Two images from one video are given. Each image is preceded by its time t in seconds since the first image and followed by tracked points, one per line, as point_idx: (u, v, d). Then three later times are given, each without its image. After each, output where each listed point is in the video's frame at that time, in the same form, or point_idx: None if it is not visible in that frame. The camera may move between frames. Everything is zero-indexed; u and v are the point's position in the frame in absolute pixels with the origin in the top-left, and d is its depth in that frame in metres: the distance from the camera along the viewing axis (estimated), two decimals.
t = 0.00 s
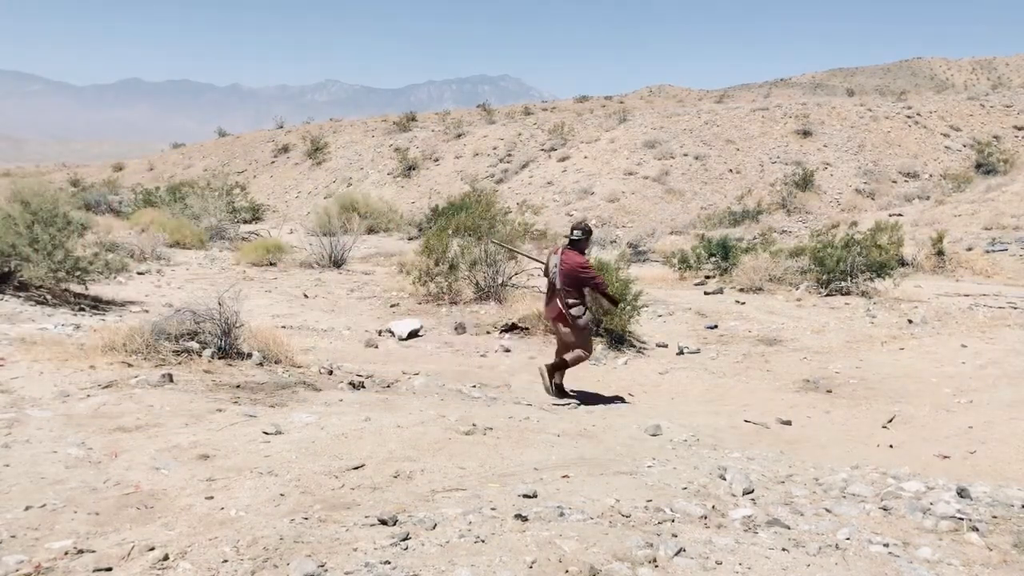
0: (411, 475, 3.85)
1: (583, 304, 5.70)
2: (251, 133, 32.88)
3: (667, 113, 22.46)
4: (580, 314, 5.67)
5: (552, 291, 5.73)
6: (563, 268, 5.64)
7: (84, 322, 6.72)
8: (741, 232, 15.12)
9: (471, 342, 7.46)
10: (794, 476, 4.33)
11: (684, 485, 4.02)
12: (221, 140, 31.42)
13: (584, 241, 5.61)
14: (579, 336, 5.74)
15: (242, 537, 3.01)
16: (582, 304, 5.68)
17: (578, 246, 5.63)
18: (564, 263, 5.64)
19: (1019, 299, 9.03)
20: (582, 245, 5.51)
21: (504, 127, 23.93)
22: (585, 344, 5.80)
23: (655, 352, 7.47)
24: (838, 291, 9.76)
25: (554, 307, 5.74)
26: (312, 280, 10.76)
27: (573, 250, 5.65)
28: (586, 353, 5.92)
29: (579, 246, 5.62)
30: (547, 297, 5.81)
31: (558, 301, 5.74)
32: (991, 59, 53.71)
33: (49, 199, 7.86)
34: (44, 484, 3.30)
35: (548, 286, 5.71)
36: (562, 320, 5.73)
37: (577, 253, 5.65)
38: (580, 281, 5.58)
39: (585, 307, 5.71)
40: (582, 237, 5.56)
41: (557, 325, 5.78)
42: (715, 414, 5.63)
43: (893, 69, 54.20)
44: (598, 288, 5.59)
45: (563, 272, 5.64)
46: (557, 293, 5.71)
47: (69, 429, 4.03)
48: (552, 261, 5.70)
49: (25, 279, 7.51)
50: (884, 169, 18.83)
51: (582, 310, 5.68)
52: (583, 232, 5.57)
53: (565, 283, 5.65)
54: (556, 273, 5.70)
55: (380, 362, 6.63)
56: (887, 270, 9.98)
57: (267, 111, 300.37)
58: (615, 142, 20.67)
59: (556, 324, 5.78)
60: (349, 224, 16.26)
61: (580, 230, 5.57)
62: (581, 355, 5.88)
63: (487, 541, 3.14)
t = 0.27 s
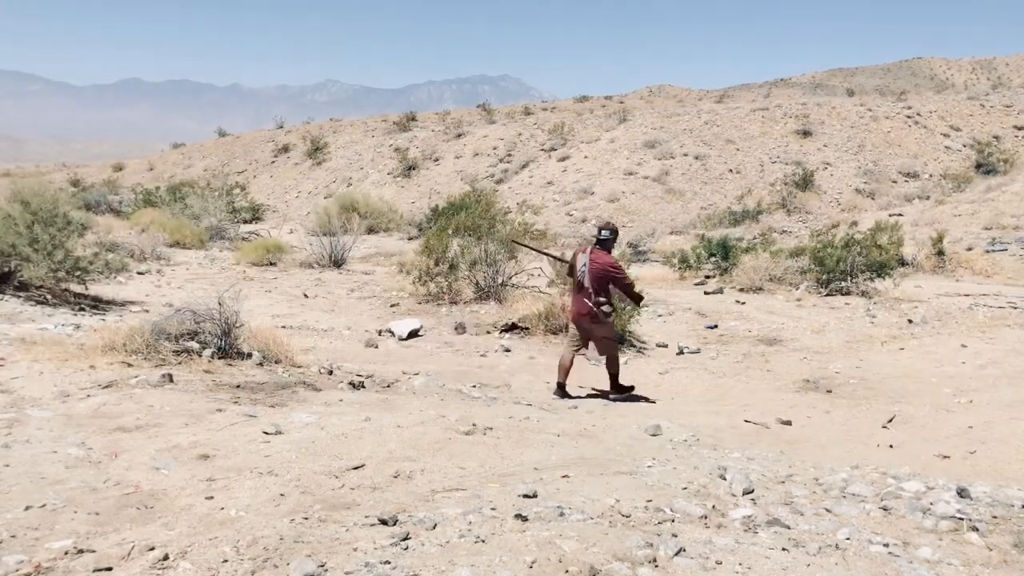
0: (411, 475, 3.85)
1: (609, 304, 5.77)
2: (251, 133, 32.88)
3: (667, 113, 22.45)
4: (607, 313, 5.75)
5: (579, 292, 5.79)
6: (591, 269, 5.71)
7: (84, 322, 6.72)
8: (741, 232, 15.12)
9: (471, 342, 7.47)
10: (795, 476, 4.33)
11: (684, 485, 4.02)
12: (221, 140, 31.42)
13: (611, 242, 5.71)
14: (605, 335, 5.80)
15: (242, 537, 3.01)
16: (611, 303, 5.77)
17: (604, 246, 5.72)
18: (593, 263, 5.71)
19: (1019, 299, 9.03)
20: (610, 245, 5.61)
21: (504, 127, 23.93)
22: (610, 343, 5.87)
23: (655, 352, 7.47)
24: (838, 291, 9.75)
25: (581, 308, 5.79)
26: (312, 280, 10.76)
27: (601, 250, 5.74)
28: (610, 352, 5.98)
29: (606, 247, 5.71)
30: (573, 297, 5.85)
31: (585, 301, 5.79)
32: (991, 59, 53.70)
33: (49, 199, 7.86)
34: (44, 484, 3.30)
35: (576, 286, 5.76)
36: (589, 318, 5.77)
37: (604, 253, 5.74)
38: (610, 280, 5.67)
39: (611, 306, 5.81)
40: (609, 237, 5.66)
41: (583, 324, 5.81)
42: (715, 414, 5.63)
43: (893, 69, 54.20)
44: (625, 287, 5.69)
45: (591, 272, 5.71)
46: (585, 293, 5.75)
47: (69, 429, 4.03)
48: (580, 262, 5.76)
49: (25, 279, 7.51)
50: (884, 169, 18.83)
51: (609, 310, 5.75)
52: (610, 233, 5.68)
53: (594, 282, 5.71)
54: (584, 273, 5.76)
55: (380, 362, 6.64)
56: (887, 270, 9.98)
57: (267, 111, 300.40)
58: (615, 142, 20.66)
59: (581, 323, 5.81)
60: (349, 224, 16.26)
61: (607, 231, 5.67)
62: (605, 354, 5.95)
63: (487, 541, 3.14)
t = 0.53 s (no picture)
0: (411, 475, 3.85)
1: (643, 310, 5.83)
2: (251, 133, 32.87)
3: (667, 113, 22.45)
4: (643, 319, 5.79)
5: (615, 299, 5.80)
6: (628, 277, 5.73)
7: (84, 322, 6.72)
8: (742, 232, 15.12)
9: (471, 342, 7.46)
10: (795, 476, 4.32)
11: (684, 485, 4.02)
12: (221, 140, 31.40)
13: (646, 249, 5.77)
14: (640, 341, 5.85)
15: (242, 537, 3.01)
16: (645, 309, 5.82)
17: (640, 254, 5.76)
18: (630, 270, 5.73)
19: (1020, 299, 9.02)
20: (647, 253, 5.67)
21: (504, 127, 23.92)
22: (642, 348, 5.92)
23: (655, 352, 7.47)
24: (838, 291, 9.75)
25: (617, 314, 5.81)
26: (312, 280, 10.76)
27: (636, 258, 5.78)
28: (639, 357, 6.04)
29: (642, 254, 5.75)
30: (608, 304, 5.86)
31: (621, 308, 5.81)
32: (991, 59, 53.69)
33: (49, 199, 7.85)
34: (44, 483, 3.30)
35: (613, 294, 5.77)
36: (628, 325, 5.81)
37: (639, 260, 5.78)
38: (649, 287, 5.71)
39: (646, 312, 5.87)
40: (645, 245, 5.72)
41: (621, 331, 5.83)
42: (715, 414, 5.63)
43: (893, 69, 54.19)
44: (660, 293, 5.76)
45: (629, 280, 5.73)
46: (623, 301, 5.77)
47: (70, 429, 4.02)
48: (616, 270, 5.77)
49: (25, 279, 7.51)
50: (884, 169, 18.82)
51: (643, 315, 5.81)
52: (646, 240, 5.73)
53: (632, 289, 5.73)
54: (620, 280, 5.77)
55: (380, 362, 6.63)
56: (887, 271, 9.97)
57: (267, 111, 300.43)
58: (615, 142, 20.66)
59: (619, 330, 5.83)
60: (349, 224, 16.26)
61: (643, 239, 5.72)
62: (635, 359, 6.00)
63: (487, 541, 3.14)
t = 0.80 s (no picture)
0: (411, 475, 3.85)
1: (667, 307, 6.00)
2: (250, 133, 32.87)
3: (667, 113, 22.45)
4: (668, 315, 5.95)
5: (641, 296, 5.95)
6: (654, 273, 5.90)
7: (84, 322, 6.72)
8: (742, 232, 15.12)
9: (471, 342, 7.47)
10: (795, 476, 4.32)
11: (684, 485, 4.02)
12: (221, 140, 31.40)
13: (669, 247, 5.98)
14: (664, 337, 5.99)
15: (242, 537, 3.01)
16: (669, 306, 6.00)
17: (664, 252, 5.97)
18: (657, 267, 5.91)
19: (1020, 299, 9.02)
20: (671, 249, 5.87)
21: (504, 127, 23.92)
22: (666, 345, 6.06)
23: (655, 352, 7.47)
24: (838, 291, 9.75)
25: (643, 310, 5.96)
26: (312, 280, 10.76)
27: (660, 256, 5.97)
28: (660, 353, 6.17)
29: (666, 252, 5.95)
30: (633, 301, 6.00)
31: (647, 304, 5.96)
32: (991, 59, 53.71)
33: (49, 199, 7.86)
34: (44, 484, 3.30)
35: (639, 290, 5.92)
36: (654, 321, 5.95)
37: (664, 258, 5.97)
38: (674, 283, 5.91)
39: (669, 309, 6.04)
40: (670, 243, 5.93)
41: (645, 327, 5.98)
42: (715, 414, 5.63)
43: (893, 69, 54.20)
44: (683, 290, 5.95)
45: (655, 276, 5.91)
46: (648, 297, 5.93)
47: (70, 429, 4.03)
48: (642, 267, 5.94)
49: (25, 279, 7.51)
50: (884, 169, 18.83)
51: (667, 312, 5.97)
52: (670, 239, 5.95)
53: (659, 286, 5.92)
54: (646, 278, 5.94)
55: (380, 362, 6.64)
56: (887, 270, 9.98)
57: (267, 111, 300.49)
58: (615, 142, 20.66)
59: (644, 325, 5.98)
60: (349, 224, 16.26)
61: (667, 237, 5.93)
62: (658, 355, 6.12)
63: (487, 541, 3.14)
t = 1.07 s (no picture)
0: (411, 475, 3.85)
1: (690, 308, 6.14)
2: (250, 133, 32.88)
3: (667, 113, 22.46)
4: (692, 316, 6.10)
5: (665, 300, 6.09)
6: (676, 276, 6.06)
7: (84, 322, 6.73)
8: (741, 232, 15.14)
9: (471, 342, 7.47)
10: (795, 476, 4.32)
11: (684, 485, 4.02)
12: (221, 140, 31.41)
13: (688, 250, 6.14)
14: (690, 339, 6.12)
15: (241, 537, 3.01)
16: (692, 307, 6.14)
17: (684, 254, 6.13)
18: (679, 270, 6.07)
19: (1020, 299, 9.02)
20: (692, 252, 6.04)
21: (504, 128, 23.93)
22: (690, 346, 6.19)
23: (655, 353, 7.48)
24: (838, 291, 9.76)
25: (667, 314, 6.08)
26: (312, 280, 10.77)
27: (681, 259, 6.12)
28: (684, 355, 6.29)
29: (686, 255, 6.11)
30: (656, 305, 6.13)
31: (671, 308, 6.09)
32: (991, 59, 53.74)
33: (49, 199, 7.86)
34: (44, 484, 3.30)
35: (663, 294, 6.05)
36: (679, 324, 6.07)
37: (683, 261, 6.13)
38: (696, 284, 6.06)
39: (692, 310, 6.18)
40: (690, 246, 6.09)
41: (670, 330, 6.10)
42: (715, 414, 5.63)
43: (894, 69, 54.21)
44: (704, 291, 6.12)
45: (677, 279, 6.06)
46: (672, 300, 6.07)
47: (70, 429, 4.03)
48: (664, 271, 6.08)
49: (25, 279, 7.52)
50: (884, 169, 18.83)
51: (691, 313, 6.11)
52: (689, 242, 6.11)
53: (682, 289, 6.06)
54: (669, 281, 6.08)
55: (380, 362, 6.64)
56: (887, 270, 9.98)
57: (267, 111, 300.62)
58: (615, 142, 20.67)
59: (669, 328, 6.10)
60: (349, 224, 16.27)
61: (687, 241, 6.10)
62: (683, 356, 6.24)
63: (487, 541, 3.14)
